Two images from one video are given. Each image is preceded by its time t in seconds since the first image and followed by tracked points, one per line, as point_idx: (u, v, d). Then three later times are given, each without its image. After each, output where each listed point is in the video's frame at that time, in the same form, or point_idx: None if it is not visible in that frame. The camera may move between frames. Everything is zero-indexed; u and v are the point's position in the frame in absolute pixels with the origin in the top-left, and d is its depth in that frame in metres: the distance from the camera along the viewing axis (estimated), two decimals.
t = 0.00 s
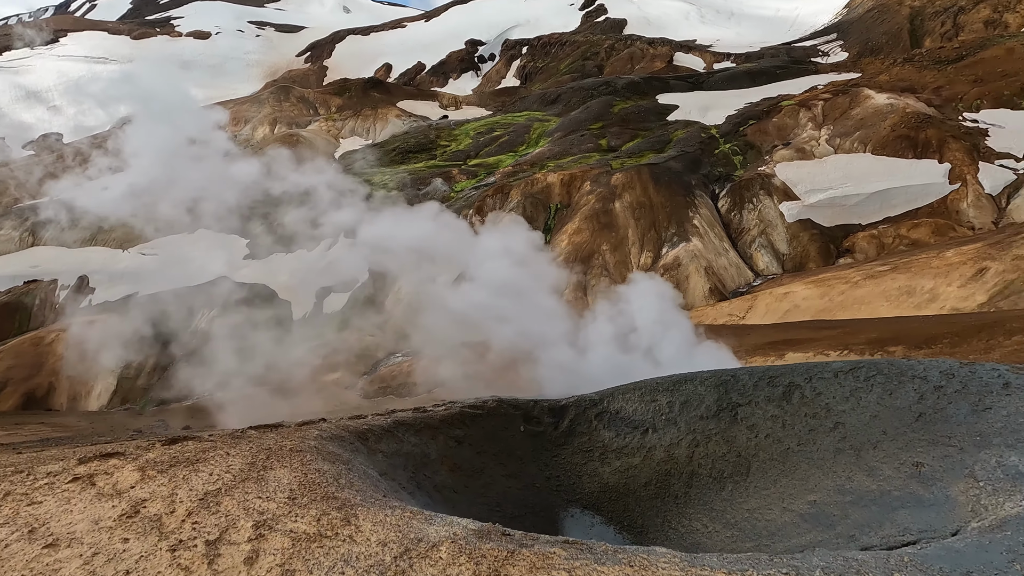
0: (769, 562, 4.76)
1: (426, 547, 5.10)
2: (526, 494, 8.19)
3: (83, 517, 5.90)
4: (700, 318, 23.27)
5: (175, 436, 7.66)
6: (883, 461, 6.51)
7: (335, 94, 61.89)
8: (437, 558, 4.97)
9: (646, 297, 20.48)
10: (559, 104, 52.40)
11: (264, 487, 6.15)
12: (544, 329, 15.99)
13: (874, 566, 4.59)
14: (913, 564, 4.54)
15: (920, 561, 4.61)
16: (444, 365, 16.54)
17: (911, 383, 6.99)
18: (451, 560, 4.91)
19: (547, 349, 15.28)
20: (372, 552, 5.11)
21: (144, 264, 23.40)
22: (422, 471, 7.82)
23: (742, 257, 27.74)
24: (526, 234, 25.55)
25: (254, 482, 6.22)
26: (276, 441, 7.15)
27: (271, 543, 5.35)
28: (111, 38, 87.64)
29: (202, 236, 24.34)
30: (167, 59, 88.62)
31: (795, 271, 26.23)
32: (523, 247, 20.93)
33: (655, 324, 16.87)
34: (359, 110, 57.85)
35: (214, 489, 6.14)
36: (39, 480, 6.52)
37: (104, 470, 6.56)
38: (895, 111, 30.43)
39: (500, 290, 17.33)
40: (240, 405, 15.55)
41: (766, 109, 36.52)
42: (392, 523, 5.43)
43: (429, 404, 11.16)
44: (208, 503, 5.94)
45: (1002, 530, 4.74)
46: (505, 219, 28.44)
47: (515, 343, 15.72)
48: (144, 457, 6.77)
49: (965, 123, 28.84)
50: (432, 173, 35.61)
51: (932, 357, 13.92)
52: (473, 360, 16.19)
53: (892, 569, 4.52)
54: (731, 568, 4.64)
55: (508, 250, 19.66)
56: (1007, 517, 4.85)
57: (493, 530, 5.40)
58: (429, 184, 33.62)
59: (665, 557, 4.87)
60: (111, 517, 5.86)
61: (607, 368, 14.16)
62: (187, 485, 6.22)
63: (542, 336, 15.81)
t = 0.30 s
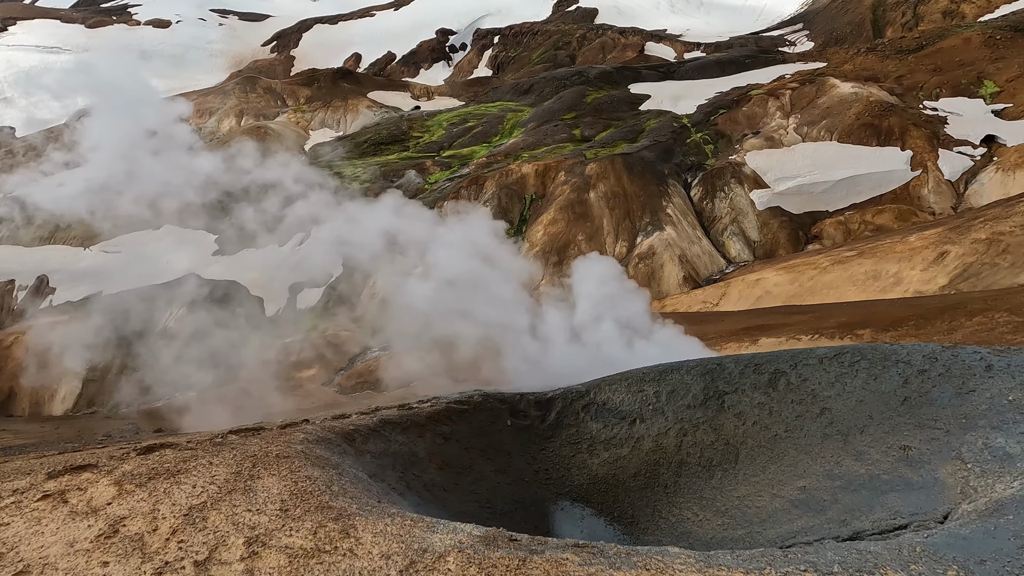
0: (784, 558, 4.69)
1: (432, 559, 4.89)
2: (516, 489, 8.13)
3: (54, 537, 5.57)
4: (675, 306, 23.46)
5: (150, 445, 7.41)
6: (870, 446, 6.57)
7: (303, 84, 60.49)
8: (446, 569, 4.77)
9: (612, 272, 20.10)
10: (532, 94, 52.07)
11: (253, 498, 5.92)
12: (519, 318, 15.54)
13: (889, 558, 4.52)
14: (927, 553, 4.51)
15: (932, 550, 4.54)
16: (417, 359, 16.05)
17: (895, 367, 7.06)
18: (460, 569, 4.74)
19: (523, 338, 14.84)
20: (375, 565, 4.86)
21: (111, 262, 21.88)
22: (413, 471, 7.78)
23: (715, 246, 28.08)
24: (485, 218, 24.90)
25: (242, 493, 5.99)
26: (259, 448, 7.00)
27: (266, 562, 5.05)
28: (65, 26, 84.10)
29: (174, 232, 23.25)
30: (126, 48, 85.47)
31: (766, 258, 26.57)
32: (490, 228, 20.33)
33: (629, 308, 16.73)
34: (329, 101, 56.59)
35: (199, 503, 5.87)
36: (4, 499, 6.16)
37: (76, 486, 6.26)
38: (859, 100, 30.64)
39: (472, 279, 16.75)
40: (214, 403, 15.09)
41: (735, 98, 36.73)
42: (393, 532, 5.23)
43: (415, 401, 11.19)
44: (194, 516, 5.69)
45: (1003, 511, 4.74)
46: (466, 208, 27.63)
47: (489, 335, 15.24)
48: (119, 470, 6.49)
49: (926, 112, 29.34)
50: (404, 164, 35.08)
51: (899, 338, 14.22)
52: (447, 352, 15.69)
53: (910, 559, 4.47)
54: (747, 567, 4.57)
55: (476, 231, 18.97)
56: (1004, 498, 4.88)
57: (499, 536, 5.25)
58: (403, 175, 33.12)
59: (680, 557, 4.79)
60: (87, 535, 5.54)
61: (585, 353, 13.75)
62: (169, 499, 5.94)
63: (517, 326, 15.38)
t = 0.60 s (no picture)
0: (797, 555, 4.47)
1: (433, 567, 4.68)
2: (506, 486, 8.04)
3: (23, 554, 5.29)
4: (656, 300, 23.51)
5: (128, 452, 7.17)
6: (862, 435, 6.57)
7: (279, 79, 59.38)
8: None
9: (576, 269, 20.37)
10: (511, 89, 51.80)
11: (237, 507, 5.69)
12: (487, 316, 15.73)
13: (898, 547, 4.38)
14: (940, 544, 4.27)
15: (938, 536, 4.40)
16: (386, 359, 16.03)
17: (884, 356, 7.07)
18: None
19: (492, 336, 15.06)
20: None
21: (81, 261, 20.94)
22: (401, 471, 7.62)
23: (695, 239, 28.22)
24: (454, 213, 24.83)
25: (226, 502, 5.77)
26: (243, 453, 6.77)
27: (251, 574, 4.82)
28: (29, 21, 81.47)
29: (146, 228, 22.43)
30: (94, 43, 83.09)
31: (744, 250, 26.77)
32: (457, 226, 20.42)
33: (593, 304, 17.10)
34: (306, 95, 55.59)
35: (179, 514, 5.62)
36: None
37: (47, 500, 5.99)
38: (834, 94, 30.96)
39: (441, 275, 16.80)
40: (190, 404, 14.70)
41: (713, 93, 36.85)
42: (388, 541, 5.04)
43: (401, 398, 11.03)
44: (175, 527, 5.45)
45: (1006, 498, 4.57)
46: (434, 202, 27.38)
47: (460, 334, 15.41)
48: (93, 481, 6.23)
49: (897, 105, 29.69)
50: (384, 160, 34.61)
51: (875, 328, 14.33)
52: (420, 352, 15.72)
53: (924, 551, 4.22)
54: (761, 565, 4.36)
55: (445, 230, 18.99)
56: (1001, 483, 4.84)
57: (501, 541, 5.03)
58: (382, 171, 32.71)
59: (691, 558, 4.54)
60: (59, 553, 5.28)
61: (554, 347, 13.90)
62: (147, 511, 5.69)
63: (486, 324, 15.58)
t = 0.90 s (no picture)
0: (800, 552, 4.41)
1: (427, 573, 4.58)
2: (497, 485, 7.97)
3: None
4: (640, 295, 23.59)
5: (105, 459, 6.96)
6: (851, 426, 6.58)
7: (258, 76, 58.41)
8: None
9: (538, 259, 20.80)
10: (494, 85, 51.56)
11: (220, 516, 5.52)
12: (457, 315, 15.93)
13: (895, 538, 4.35)
14: (941, 537, 4.22)
15: (935, 527, 4.35)
16: (360, 364, 16.29)
17: (871, 347, 7.08)
18: None
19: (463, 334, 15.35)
20: None
21: (56, 264, 18.14)
22: (390, 472, 7.51)
23: (678, 233, 28.35)
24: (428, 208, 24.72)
25: (209, 511, 5.60)
26: (226, 459, 6.60)
27: None
28: None
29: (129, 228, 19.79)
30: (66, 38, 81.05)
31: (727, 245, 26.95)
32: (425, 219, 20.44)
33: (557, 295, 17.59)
34: (286, 92, 54.75)
35: (160, 525, 5.45)
36: None
37: (20, 513, 5.78)
38: (812, 89, 31.26)
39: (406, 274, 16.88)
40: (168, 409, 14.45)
41: (695, 88, 37.00)
42: (380, 548, 4.92)
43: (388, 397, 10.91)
44: (155, 538, 5.28)
45: (1000, 489, 4.55)
46: (411, 197, 27.14)
47: (432, 337, 15.65)
48: (69, 492, 6.02)
49: (873, 101, 30.03)
50: (366, 157, 34.24)
51: (855, 319, 14.48)
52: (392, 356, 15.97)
53: (926, 545, 4.18)
54: (764, 563, 4.30)
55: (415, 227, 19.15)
56: (992, 472, 4.84)
57: (496, 545, 4.93)
58: (364, 169, 32.36)
59: (694, 558, 4.47)
60: (33, 569, 5.09)
61: (521, 347, 14.18)
62: (125, 523, 5.50)
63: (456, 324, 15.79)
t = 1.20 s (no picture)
0: (791, 544, 4.45)
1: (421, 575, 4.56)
2: (488, 482, 7.98)
3: None
4: (628, 290, 23.69)
5: (90, 465, 6.85)
6: (837, 418, 6.65)
7: (240, 73, 57.61)
8: None
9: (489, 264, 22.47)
10: (479, 81, 51.38)
11: (208, 521, 5.47)
12: (433, 322, 16.85)
13: (883, 527, 4.41)
14: (930, 526, 4.28)
15: (923, 517, 4.41)
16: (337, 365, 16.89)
17: (857, 339, 7.17)
18: None
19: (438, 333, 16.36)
20: None
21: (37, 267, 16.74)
22: (380, 472, 7.47)
23: (664, 228, 28.50)
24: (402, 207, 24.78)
25: (198, 516, 5.54)
26: (214, 462, 6.54)
27: None
28: None
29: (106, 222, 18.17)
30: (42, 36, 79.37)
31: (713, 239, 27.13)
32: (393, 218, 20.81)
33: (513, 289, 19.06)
34: (269, 89, 54.05)
35: (147, 531, 5.37)
36: None
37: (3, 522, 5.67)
38: (795, 84, 31.49)
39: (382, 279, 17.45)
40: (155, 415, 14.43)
41: (679, 83, 37.14)
42: (373, 550, 4.89)
43: (377, 396, 10.83)
44: (142, 545, 5.22)
45: (984, 477, 4.63)
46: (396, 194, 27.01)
47: (411, 343, 16.54)
48: (53, 501, 5.92)
49: (855, 95, 30.30)
50: (351, 155, 33.93)
51: (839, 312, 14.65)
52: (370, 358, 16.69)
53: (916, 535, 4.23)
54: (757, 556, 4.34)
55: (386, 228, 19.57)
56: (976, 460, 4.92)
57: (490, 544, 4.92)
58: (350, 165, 32.05)
59: (687, 552, 4.51)
60: None
61: (493, 352, 15.25)
62: (111, 530, 5.42)
63: (432, 330, 16.69)
